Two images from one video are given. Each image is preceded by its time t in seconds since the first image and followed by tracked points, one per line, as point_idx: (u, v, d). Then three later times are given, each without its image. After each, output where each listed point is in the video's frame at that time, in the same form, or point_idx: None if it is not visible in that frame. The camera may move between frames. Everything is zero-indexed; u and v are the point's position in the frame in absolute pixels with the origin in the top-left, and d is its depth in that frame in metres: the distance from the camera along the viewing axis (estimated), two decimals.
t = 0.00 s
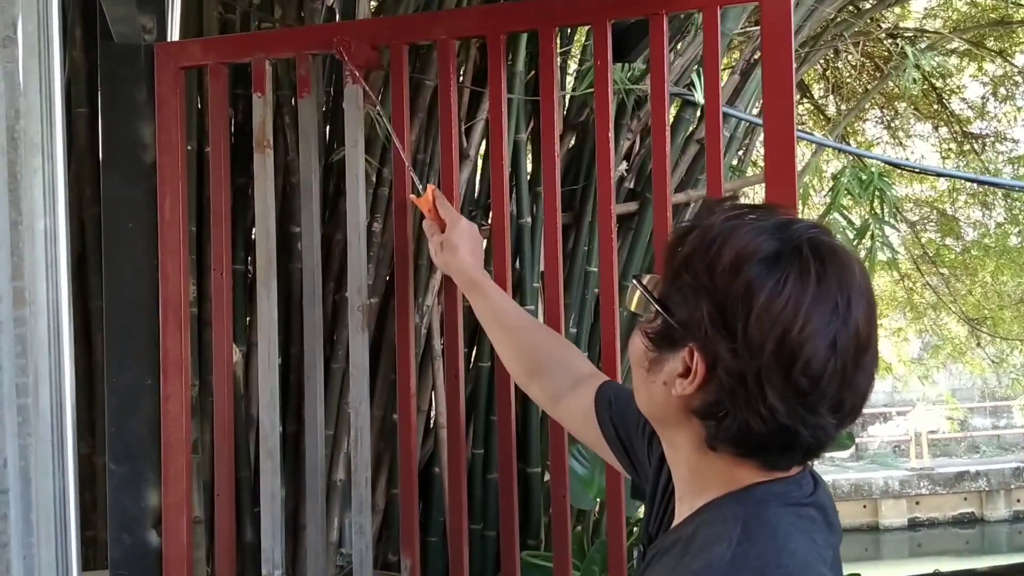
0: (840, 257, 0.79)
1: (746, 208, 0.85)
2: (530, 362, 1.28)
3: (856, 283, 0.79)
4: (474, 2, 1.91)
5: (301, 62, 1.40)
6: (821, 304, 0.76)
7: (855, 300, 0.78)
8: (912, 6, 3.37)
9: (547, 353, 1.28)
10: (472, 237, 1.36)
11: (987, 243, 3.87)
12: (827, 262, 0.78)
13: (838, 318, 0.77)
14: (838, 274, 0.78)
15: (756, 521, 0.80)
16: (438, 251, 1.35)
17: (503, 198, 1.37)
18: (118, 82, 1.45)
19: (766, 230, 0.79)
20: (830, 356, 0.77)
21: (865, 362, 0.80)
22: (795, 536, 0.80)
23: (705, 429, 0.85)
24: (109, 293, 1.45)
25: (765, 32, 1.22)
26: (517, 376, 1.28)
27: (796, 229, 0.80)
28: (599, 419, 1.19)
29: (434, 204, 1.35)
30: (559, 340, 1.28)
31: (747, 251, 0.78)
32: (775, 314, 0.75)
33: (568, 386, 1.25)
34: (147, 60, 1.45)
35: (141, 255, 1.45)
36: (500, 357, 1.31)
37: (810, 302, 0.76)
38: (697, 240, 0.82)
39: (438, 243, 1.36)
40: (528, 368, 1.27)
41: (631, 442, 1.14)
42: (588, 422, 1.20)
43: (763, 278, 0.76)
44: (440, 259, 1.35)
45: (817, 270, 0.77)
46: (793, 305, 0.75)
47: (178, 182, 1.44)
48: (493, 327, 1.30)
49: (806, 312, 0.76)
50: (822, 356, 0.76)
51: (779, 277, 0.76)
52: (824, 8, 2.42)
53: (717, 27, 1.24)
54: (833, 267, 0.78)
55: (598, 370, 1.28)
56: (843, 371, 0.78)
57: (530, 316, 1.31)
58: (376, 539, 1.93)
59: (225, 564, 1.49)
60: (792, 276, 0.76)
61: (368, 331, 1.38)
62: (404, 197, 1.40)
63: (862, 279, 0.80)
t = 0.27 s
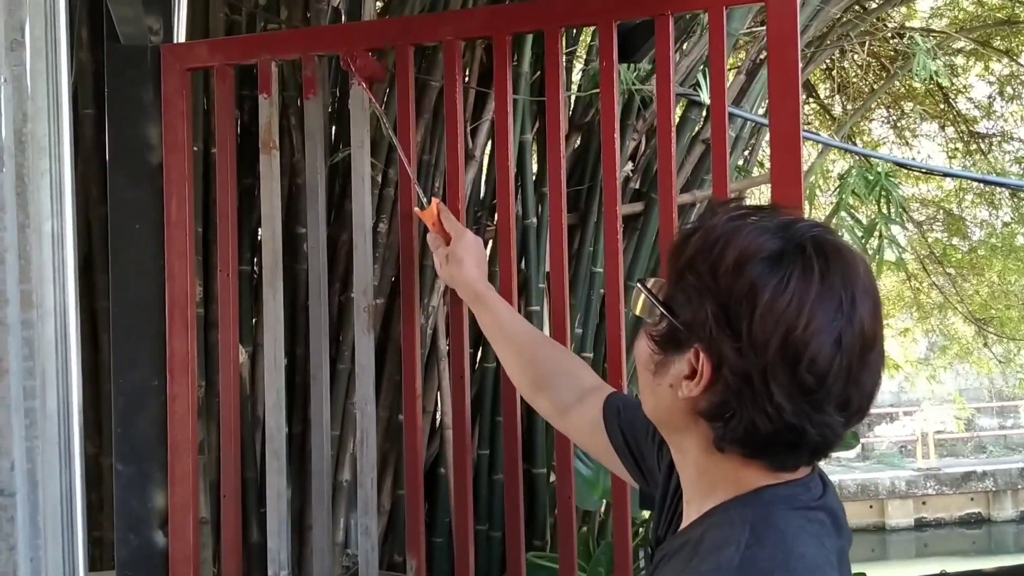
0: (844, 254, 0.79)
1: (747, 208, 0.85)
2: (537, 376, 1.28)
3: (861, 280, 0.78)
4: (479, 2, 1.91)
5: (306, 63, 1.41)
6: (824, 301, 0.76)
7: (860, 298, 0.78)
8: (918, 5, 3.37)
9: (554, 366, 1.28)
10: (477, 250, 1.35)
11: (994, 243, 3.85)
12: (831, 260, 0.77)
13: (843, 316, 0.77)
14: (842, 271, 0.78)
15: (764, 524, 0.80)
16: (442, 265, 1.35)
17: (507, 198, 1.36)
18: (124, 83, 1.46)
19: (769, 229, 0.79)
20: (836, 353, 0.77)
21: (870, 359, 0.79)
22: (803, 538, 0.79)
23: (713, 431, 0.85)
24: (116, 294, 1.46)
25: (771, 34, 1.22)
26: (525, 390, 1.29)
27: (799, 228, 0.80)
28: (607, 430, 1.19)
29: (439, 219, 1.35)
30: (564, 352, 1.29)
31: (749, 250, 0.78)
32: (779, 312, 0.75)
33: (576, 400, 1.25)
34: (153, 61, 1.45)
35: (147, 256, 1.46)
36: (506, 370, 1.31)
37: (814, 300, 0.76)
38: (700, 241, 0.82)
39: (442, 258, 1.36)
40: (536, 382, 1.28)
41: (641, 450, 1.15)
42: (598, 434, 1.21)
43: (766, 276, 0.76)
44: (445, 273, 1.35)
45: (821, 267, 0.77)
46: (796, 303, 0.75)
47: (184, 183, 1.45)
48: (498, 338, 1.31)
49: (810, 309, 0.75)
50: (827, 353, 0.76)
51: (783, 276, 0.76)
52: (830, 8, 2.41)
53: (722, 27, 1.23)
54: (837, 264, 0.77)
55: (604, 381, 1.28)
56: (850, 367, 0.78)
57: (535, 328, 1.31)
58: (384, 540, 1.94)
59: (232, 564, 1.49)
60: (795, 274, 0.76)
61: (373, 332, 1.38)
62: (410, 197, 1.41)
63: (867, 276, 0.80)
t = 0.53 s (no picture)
0: (854, 251, 0.79)
1: (755, 208, 0.86)
2: (549, 403, 1.26)
3: (872, 275, 0.79)
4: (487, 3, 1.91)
5: (315, 64, 1.41)
6: (837, 296, 0.76)
7: (872, 293, 0.78)
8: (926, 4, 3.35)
9: (564, 392, 1.27)
10: (484, 277, 1.34)
11: (1003, 241, 3.83)
12: (841, 255, 0.78)
13: (856, 311, 0.77)
14: (853, 266, 0.78)
15: (780, 525, 0.80)
16: (448, 293, 1.35)
17: (516, 199, 1.37)
18: (134, 84, 1.46)
19: (778, 227, 0.80)
20: (850, 348, 0.77)
21: (884, 354, 0.79)
22: (818, 540, 0.79)
23: (727, 430, 0.85)
24: (127, 294, 1.47)
25: (780, 35, 1.21)
26: (537, 420, 1.27)
27: (808, 225, 0.81)
28: (622, 449, 1.18)
29: (447, 246, 1.35)
30: (572, 377, 1.28)
31: (760, 247, 0.78)
32: (792, 308, 0.75)
33: (588, 424, 1.24)
34: (162, 63, 1.46)
35: (157, 257, 1.47)
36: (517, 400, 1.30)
37: (826, 296, 0.76)
38: (711, 240, 0.83)
39: (449, 286, 1.35)
40: (548, 412, 1.26)
41: (656, 464, 1.14)
42: (613, 454, 1.19)
43: (778, 273, 0.77)
44: (453, 301, 1.34)
45: (832, 262, 0.77)
46: (808, 298, 0.76)
47: (194, 184, 1.45)
48: (507, 368, 1.29)
49: (823, 304, 0.75)
50: (841, 349, 0.76)
51: (794, 272, 0.77)
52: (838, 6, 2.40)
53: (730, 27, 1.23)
54: (847, 260, 0.78)
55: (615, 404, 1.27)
56: (863, 362, 0.78)
57: (543, 355, 1.30)
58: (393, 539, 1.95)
59: (242, 564, 1.50)
60: (807, 270, 0.77)
61: (382, 333, 1.38)
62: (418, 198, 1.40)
63: (878, 272, 0.80)
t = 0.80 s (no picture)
0: (865, 245, 0.79)
1: (762, 206, 0.87)
2: (560, 424, 1.25)
3: (883, 269, 0.79)
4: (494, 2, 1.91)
5: (323, 64, 1.41)
6: (849, 289, 0.76)
7: (884, 287, 0.78)
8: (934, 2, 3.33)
9: (576, 413, 1.25)
10: (492, 299, 1.33)
11: (1012, 240, 3.82)
12: (852, 248, 0.78)
13: (868, 305, 0.77)
14: (864, 259, 0.78)
15: (795, 524, 0.80)
16: (456, 315, 1.33)
17: (524, 198, 1.36)
18: (143, 85, 1.47)
19: (788, 223, 0.80)
20: (863, 341, 0.77)
21: (897, 347, 0.79)
22: (834, 538, 0.79)
23: (742, 428, 0.85)
24: (136, 294, 1.47)
25: (788, 33, 1.21)
26: (549, 442, 1.26)
27: (817, 221, 0.81)
28: (636, 465, 1.17)
29: (455, 269, 1.34)
30: (580, 396, 1.26)
31: (770, 243, 0.78)
32: (803, 302, 0.75)
33: (601, 443, 1.22)
34: (171, 63, 1.46)
35: (167, 256, 1.47)
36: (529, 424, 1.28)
37: (838, 289, 0.76)
38: (721, 238, 0.83)
39: (457, 308, 1.34)
40: (560, 433, 1.25)
41: (672, 477, 1.12)
42: (628, 471, 1.18)
43: (789, 268, 0.77)
44: (461, 324, 1.32)
45: (843, 256, 0.77)
46: (820, 291, 0.76)
47: (203, 183, 1.46)
48: (517, 390, 1.28)
49: (835, 298, 0.76)
50: (854, 342, 0.76)
51: (805, 266, 0.77)
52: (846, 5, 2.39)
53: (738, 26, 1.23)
54: (858, 253, 0.78)
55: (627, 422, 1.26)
56: (877, 355, 0.77)
57: (553, 376, 1.29)
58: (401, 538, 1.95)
59: (249, 563, 1.50)
60: (817, 265, 0.77)
61: (390, 332, 1.38)
62: (427, 197, 1.41)
63: (889, 266, 0.80)
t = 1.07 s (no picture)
0: (869, 243, 0.80)
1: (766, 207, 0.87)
2: (568, 445, 1.26)
3: (889, 266, 0.79)
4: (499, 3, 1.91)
5: (328, 66, 1.42)
6: (854, 286, 0.76)
7: (889, 284, 0.78)
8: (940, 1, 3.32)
9: (583, 433, 1.26)
10: (498, 321, 1.35)
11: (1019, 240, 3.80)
12: (857, 246, 0.78)
13: (873, 302, 0.77)
14: (869, 257, 0.78)
15: (804, 524, 0.80)
16: (462, 337, 1.35)
17: (529, 199, 1.36)
18: (150, 87, 1.47)
19: (792, 223, 0.80)
20: (869, 338, 0.77)
21: (904, 344, 0.79)
22: (843, 538, 0.79)
23: (750, 428, 0.85)
24: (143, 295, 1.48)
25: (793, 33, 1.21)
26: (559, 463, 1.26)
27: (821, 220, 0.81)
28: (644, 478, 1.17)
29: (460, 290, 1.35)
30: (585, 415, 1.27)
31: (774, 242, 0.79)
32: (809, 300, 0.76)
33: (609, 462, 1.23)
34: (176, 65, 1.47)
35: (172, 258, 1.48)
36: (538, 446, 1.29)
37: (843, 286, 0.76)
38: (725, 238, 0.83)
39: (463, 331, 1.35)
40: (569, 454, 1.26)
41: (682, 492, 1.13)
42: (638, 489, 1.19)
43: (794, 266, 0.77)
44: (468, 346, 1.34)
45: (847, 253, 0.78)
46: (825, 289, 0.76)
47: (208, 184, 1.46)
48: (524, 413, 1.29)
49: (840, 295, 0.76)
50: (860, 339, 0.76)
51: (810, 264, 0.77)
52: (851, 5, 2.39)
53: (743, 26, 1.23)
54: (863, 251, 0.78)
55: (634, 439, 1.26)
56: (883, 352, 0.78)
57: (559, 398, 1.29)
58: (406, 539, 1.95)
59: (256, 564, 1.51)
60: (822, 263, 0.77)
61: (395, 333, 1.39)
62: (431, 198, 1.41)
63: (894, 263, 0.80)
